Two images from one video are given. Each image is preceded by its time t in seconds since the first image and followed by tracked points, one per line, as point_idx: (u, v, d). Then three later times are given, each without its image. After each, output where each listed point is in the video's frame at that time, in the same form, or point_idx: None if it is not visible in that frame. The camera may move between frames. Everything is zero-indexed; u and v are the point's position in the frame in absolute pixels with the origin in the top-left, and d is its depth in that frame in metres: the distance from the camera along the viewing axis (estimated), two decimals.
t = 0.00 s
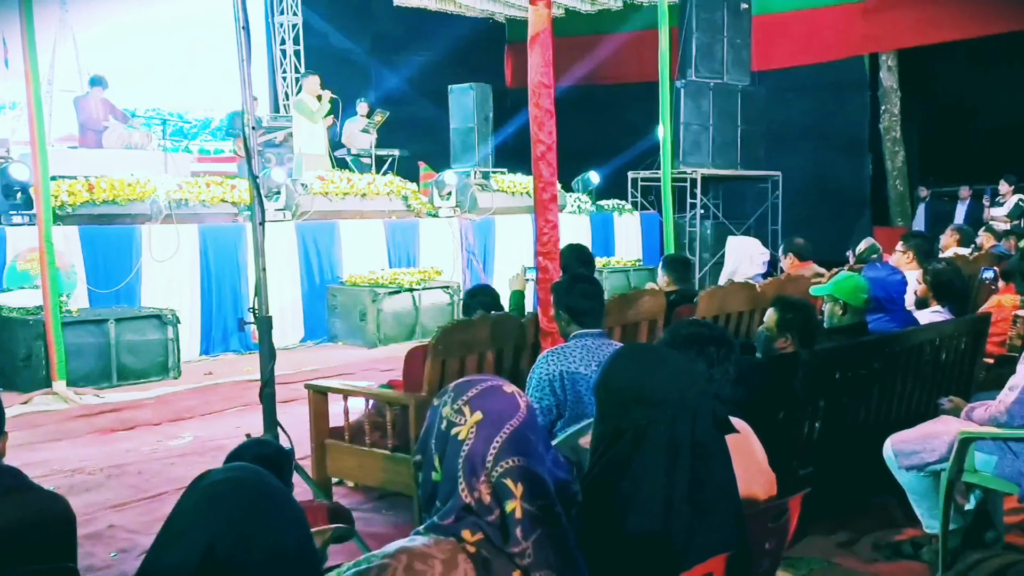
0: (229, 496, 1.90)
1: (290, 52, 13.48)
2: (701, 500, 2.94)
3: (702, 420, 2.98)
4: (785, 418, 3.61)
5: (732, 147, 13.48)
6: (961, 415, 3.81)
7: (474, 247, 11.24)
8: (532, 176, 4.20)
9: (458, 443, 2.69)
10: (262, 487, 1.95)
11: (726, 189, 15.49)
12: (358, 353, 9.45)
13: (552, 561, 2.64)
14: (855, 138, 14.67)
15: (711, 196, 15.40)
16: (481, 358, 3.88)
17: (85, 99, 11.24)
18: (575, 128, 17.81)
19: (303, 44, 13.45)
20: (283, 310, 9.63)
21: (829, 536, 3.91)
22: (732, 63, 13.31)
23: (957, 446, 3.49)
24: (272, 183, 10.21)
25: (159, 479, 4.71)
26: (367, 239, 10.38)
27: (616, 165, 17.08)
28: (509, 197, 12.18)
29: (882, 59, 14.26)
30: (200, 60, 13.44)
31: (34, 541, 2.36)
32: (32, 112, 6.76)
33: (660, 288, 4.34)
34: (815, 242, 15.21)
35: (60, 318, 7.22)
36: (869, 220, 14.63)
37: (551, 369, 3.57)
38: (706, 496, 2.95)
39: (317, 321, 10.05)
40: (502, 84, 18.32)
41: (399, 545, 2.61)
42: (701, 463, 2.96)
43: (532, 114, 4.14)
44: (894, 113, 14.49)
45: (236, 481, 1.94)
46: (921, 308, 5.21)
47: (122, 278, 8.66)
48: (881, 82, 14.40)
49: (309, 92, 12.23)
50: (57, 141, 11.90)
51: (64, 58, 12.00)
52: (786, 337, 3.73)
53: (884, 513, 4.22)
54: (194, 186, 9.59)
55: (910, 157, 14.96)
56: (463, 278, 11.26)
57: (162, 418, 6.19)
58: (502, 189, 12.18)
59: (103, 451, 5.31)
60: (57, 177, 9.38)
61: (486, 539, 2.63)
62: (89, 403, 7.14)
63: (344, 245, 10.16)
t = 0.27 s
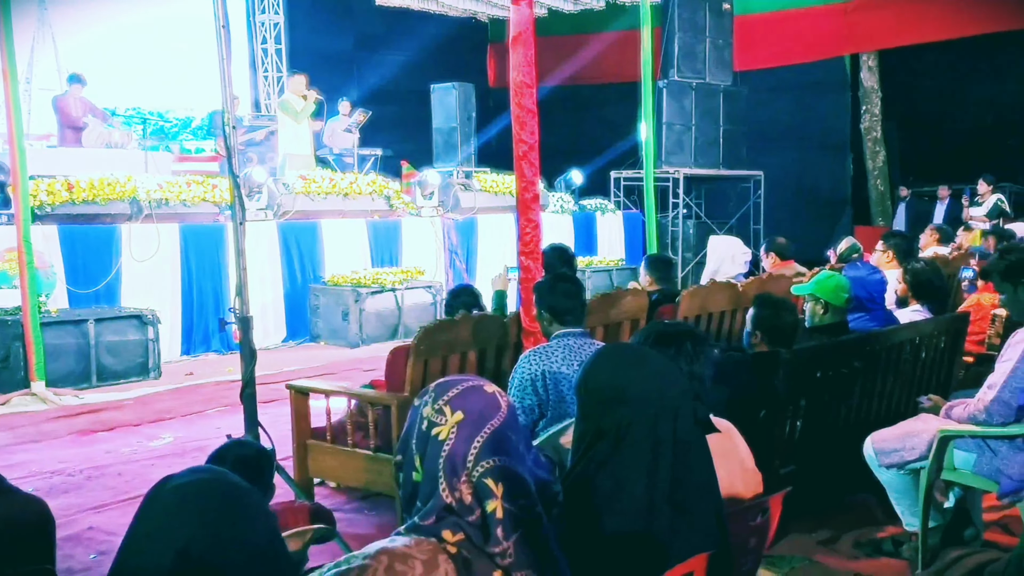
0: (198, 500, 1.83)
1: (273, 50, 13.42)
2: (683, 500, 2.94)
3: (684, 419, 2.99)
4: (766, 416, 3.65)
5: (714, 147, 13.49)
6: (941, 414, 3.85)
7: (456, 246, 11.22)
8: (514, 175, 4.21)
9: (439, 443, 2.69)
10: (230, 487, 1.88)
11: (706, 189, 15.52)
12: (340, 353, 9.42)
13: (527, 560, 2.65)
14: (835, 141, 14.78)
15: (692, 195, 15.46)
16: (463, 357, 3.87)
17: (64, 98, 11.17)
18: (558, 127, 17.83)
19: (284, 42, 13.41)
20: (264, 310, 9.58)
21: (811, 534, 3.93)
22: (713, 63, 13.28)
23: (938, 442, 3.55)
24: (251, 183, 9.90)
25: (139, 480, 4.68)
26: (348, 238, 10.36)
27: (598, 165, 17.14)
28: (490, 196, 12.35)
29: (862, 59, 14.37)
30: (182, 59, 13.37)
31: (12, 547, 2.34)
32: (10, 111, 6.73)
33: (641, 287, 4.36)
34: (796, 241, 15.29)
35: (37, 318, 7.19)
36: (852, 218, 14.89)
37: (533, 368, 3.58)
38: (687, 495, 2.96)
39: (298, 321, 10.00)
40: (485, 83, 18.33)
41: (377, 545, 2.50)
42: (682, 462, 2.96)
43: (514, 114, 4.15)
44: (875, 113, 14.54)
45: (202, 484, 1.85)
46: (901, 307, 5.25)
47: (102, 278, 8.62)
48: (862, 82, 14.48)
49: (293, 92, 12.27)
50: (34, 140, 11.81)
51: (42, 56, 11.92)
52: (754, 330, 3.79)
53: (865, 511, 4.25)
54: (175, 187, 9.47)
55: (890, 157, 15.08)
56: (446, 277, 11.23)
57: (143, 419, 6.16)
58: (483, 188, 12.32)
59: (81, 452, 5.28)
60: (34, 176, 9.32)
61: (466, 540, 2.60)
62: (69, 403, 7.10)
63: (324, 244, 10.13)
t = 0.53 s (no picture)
0: (132, 504, 1.76)
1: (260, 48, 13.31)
2: (671, 498, 2.96)
3: (672, 416, 2.99)
4: (753, 413, 3.65)
5: (702, 146, 13.52)
6: (927, 410, 3.86)
7: (444, 243, 11.19)
8: (502, 173, 4.22)
9: (425, 442, 2.68)
10: (156, 481, 1.82)
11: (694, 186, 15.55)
12: (328, 351, 9.41)
13: (516, 557, 2.65)
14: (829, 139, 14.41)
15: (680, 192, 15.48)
16: (451, 354, 3.86)
17: (48, 96, 11.07)
18: (546, 125, 17.85)
19: (271, 40, 13.36)
20: (251, 308, 9.62)
21: (798, 531, 3.95)
22: (701, 62, 13.32)
23: (925, 439, 3.56)
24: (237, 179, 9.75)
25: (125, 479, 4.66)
26: (335, 236, 10.34)
27: (585, 162, 17.16)
28: (480, 194, 11.87)
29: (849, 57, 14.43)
30: (168, 56, 13.32)
31: None
32: None
33: (629, 285, 4.36)
34: (784, 239, 15.35)
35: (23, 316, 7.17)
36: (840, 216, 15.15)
37: (521, 366, 3.59)
38: (675, 493, 2.96)
39: (286, 318, 10.07)
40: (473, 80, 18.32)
41: (363, 543, 2.45)
42: (670, 459, 2.97)
43: (502, 112, 4.15)
44: (862, 111, 14.39)
45: (130, 485, 1.79)
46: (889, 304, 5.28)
47: (88, 276, 8.57)
48: (848, 80, 14.38)
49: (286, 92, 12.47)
50: (19, 137, 11.74)
51: (27, 53, 11.85)
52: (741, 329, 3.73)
53: (852, 507, 4.28)
54: (161, 185, 9.29)
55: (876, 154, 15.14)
56: (434, 275, 11.22)
57: (129, 417, 6.14)
58: (473, 186, 11.88)
59: (67, 450, 5.27)
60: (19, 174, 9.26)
61: (453, 537, 2.60)
62: (54, 402, 7.08)
63: (312, 242, 10.10)
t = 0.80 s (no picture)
0: (84, 530, 1.48)
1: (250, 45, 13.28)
2: (665, 494, 2.94)
3: (665, 413, 2.99)
4: (745, 410, 3.66)
5: (695, 141, 13.56)
6: (919, 406, 3.85)
7: (436, 240, 11.16)
8: (494, 169, 4.21)
9: (417, 439, 2.67)
10: (100, 516, 1.53)
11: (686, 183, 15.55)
12: (320, 348, 9.38)
13: (507, 553, 2.66)
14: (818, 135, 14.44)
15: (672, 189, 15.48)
16: (444, 351, 3.86)
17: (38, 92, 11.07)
18: (538, 122, 17.83)
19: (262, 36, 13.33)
20: (243, 305, 9.54)
21: (791, 526, 3.96)
22: (693, 58, 13.32)
23: (917, 433, 3.56)
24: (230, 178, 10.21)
25: (117, 478, 4.65)
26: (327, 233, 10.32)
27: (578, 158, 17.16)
28: (471, 189, 11.92)
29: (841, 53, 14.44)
30: (158, 53, 13.29)
31: None
32: None
33: (621, 281, 4.35)
34: (776, 235, 15.37)
35: (14, 314, 7.15)
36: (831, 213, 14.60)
37: (513, 362, 3.61)
38: (669, 489, 2.95)
39: (278, 316, 9.98)
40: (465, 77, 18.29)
41: (357, 540, 2.56)
42: (664, 456, 2.96)
43: (493, 108, 4.15)
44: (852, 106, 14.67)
45: (79, 508, 1.50)
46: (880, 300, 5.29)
47: (79, 273, 8.54)
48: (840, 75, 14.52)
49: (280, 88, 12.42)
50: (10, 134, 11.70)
51: (17, 50, 11.82)
52: (741, 327, 3.74)
53: (844, 503, 4.29)
54: (151, 180, 9.40)
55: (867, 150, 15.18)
56: (426, 271, 11.20)
57: (121, 415, 6.12)
58: (463, 181, 11.94)
59: (58, 449, 5.25)
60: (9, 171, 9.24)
61: (445, 534, 2.60)
62: (45, 400, 7.06)
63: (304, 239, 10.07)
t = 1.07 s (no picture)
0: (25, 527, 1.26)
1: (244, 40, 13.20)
2: (662, 490, 2.95)
3: (662, 410, 2.99)
4: (741, 405, 3.68)
5: (690, 137, 13.47)
6: (915, 400, 3.86)
7: (432, 235, 11.16)
8: (490, 164, 4.20)
9: (413, 435, 2.66)
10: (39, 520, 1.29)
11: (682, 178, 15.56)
12: (316, 344, 9.36)
13: (505, 548, 2.66)
14: (812, 131, 14.70)
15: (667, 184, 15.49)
16: (440, 347, 3.87)
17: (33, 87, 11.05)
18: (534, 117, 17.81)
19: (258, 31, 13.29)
20: (239, 301, 9.49)
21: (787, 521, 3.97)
22: (689, 52, 13.29)
23: (914, 429, 3.57)
24: (226, 173, 10.15)
25: (114, 473, 4.64)
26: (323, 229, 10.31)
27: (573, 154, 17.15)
28: (467, 184, 11.96)
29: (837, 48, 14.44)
30: (153, 48, 13.25)
31: None
32: None
33: (618, 276, 4.35)
34: (772, 231, 15.39)
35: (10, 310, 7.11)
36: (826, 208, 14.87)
37: (511, 358, 3.61)
38: (666, 486, 2.96)
39: (274, 311, 9.91)
40: (460, 73, 18.25)
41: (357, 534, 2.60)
42: (660, 452, 2.97)
43: (490, 103, 4.14)
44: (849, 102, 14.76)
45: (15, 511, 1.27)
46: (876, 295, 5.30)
47: (75, 269, 8.52)
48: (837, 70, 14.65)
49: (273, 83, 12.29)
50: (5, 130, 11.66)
51: (12, 45, 11.78)
52: (738, 322, 3.77)
53: (839, 497, 4.30)
54: (147, 176, 9.38)
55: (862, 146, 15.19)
56: (422, 267, 11.19)
57: (117, 411, 6.12)
58: (459, 177, 11.97)
59: (55, 444, 5.24)
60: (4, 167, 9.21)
61: (443, 530, 2.61)
62: (42, 396, 7.04)
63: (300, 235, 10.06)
